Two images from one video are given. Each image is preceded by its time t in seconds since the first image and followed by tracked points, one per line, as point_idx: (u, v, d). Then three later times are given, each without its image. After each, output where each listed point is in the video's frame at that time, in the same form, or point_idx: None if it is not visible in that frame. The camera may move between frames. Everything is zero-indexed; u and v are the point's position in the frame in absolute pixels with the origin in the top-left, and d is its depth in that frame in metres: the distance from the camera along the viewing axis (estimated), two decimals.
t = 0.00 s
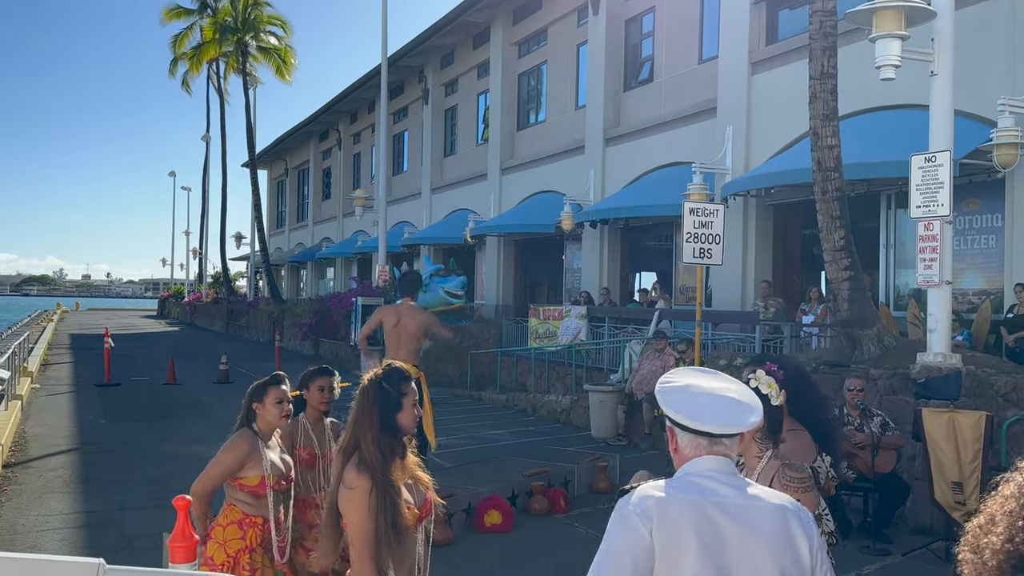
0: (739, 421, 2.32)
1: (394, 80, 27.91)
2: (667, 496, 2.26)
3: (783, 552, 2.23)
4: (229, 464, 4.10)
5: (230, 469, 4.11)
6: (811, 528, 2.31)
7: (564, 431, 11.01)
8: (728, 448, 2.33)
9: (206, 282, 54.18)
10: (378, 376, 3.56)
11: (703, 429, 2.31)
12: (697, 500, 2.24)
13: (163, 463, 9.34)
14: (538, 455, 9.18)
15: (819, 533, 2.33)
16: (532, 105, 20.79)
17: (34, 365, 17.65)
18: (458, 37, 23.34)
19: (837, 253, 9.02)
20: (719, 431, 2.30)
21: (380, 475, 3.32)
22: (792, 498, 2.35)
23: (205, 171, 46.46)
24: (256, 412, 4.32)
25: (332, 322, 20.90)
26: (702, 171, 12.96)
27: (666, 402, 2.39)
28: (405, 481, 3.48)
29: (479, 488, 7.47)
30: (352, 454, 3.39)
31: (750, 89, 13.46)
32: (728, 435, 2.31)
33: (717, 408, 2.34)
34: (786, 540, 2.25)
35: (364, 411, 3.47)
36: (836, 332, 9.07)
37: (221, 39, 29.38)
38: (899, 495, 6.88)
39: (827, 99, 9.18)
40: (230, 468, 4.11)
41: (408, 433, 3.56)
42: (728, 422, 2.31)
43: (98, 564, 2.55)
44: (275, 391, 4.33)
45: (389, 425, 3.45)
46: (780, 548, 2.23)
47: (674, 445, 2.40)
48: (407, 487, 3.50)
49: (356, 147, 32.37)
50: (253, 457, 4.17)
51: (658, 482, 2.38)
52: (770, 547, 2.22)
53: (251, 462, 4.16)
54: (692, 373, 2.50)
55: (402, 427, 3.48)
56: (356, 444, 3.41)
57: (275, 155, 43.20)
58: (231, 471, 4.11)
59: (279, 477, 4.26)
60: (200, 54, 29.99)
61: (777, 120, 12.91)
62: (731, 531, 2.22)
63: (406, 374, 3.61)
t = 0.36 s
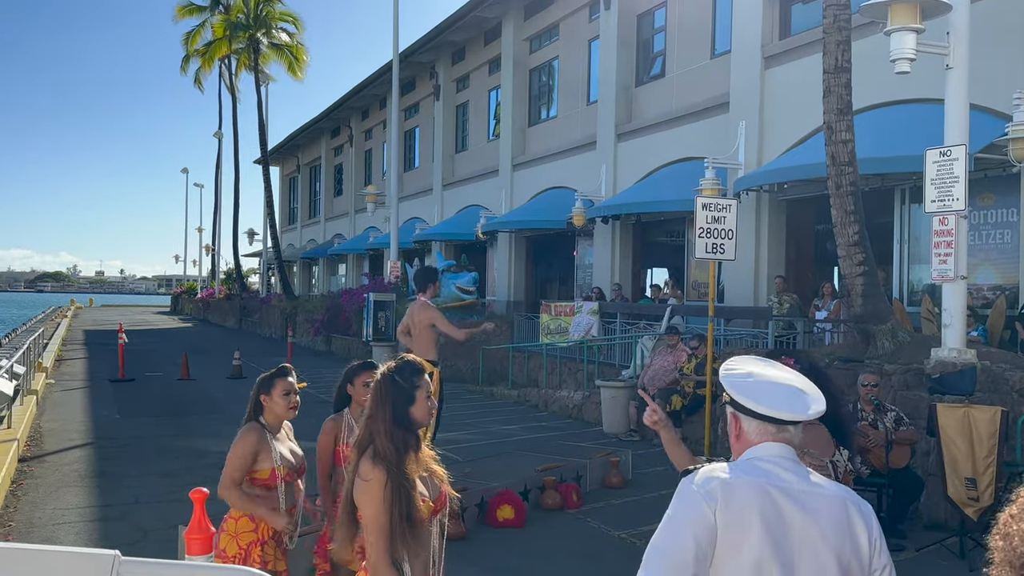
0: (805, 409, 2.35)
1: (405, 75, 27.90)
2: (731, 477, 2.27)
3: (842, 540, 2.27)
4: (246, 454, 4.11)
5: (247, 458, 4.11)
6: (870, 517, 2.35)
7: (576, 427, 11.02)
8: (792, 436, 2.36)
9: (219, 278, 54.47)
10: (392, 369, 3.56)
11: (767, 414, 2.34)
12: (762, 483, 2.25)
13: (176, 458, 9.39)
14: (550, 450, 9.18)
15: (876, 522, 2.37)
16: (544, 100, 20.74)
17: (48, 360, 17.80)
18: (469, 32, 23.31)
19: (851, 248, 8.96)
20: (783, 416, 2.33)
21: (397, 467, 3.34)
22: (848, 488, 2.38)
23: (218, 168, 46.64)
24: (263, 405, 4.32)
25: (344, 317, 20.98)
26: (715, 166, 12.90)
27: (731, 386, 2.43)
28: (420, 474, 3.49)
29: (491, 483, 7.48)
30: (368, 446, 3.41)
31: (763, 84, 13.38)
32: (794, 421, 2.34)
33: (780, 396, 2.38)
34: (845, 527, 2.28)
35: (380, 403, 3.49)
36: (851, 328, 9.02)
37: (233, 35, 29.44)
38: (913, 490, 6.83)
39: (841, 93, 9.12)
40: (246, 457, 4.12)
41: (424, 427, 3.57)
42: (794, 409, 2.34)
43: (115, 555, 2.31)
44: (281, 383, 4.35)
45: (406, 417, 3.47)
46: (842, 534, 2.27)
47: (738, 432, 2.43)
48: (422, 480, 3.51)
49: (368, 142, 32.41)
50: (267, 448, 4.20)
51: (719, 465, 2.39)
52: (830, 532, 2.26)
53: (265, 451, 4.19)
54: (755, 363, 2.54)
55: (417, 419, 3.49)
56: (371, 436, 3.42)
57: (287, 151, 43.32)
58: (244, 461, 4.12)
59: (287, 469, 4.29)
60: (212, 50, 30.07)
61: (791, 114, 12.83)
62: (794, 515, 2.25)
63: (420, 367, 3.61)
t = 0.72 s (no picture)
0: (810, 403, 2.32)
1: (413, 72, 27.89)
2: (746, 482, 2.21)
3: (855, 540, 2.24)
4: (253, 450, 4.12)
5: (256, 454, 4.12)
6: (883, 515, 2.32)
7: (584, 423, 11.01)
8: (800, 432, 2.32)
9: (227, 274, 54.66)
10: (401, 366, 3.56)
11: (771, 411, 2.32)
12: (775, 487, 2.20)
13: (185, 454, 9.41)
14: (558, 446, 9.18)
15: (889, 520, 2.34)
16: (551, 96, 20.71)
17: (58, 357, 17.86)
18: (477, 28, 23.28)
19: (861, 244, 8.91)
20: (787, 413, 2.30)
21: (405, 465, 3.32)
22: (860, 486, 2.34)
23: (226, 164, 46.76)
24: (267, 400, 4.31)
25: (352, 313, 21.02)
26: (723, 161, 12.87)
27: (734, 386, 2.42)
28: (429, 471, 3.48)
29: (499, 479, 7.47)
30: (377, 444, 3.40)
31: (772, 79, 13.32)
32: (799, 417, 2.30)
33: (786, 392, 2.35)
34: (858, 527, 2.25)
35: (388, 399, 3.49)
36: (861, 324, 8.99)
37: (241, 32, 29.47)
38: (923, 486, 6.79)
39: (851, 88, 9.08)
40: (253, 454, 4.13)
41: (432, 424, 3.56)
42: (798, 403, 2.31)
43: (122, 554, 2.28)
44: (286, 378, 4.35)
45: (414, 414, 3.47)
46: (856, 534, 2.24)
47: (747, 430, 2.41)
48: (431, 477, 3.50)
49: (375, 139, 32.42)
50: (272, 444, 4.22)
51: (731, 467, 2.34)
52: (844, 533, 2.22)
53: (271, 447, 4.21)
54: (764, 359, 2.51)
55: (427, 415, 3.49)
56: (381, 432, 3.41)
57: (296, 147, 43.37)
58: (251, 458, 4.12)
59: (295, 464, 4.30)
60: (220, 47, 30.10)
61: (800, 109, 12.78)
62: (809, 519, 2.21)
63: (429, 364, 3.62)
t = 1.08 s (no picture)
0: (782, 399, 2.30)
1: (415, 69, 27.89)
2: (723, 484, 2.22)
3: (838, 539, 2.21)
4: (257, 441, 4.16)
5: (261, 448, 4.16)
6: (870, 513, 2.27)
7: (587, 419, 11.03)
8: (778, 430, 2.31)
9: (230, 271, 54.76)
10: (406, 362, 3.55)
11: (744, 411, 2.32)
12: (752, 487, 2.21)
13: (188, 451, 9.43)
14: (560, 443, 9.20)
15: (878, 518, 2.29)
16: (553, 93, 20.71)
17: (61, 353, 17.89)
18: (478, 25, 23.28)
19: (863, 240, 8.92)
20: (759, 412, 2.30)
21: (410, 462, 3.33)
22: (847, 483, 2.31)
23: (229, 162, 46.77)
24: (268, 397, 4.31)
25: (354, 310, 21.03)
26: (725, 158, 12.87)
27: (712, 385, 2.42)
28: (431, 468, 3.49)
29: (501, 476, 7.47)
30: (379, 441, 3.40)
31: (774, 75, 13.32)
32: (773, 414, 2.29)
33: (759, 389, 2.34)
34: (841, 526, 2.22)
35: (391, 395, 3.49)
36: (863, 321, 9.00)
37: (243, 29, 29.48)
38: (925, 483, 6.79)
39: (853, 84, 9.08)
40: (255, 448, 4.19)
41: (435, 420, 3.56)
42: (770, 400, 2.30)
43: (122, 550, 2.30)
44: (286, 375, 4.33)
45: (419, 411, 3.47)
46: (838, 534, 2.21)
47: (731, 432, 2.41)
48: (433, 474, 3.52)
49: (377, 136, 32.44)
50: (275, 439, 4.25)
51: (715, 468, 2.36)
52: (824, 532, 2.20)
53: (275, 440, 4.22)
54: (748, 356, 2.49)
55: (430, 411, 3.49)
56: (383, 427, 3.41)
57: (298, 144, 43.38)
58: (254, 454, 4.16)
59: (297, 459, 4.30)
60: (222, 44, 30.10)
61: (802, 106, 12.78)
62: (787, 520, 2.20)
63: (432, 361, 3.62)
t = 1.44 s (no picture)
0: (762, 397, 2.30)
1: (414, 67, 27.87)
2: (705, 482, 2.23)
3: (820, 538, 2.19)
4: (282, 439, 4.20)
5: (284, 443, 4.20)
6: (855, 512, 2.25)
7: (585, 418, 11.04)
8: (761, 429, 2.31)
9: (229, 269, 54.75)
10: (411, 362, 3.57)
11: (726, 411, 2.33)
12: (733, 485, 2.21)
13: (186, 449, 9.42)
14: (558, 441, 9.20)
15: (863, 517, 2.27)
16: (552, 92, 20.71)
17: (59, 351, 17.86)
18: (477, 24, 23.26)
19: (861, 239, 8.93)
20: (742, 411, 2.30)
21: (412, 461, 3.34)
22: (834, 482, 2.29)
23: (227, 160, 46.74)
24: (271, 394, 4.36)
25: (352, 309, 21.02)
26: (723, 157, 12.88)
27: (700, 385, 2.43)
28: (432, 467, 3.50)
29: (499, 475, 7.48)
30: (380, 439, 3.40)
31: (773, 74, 13.34)
32: (756, 412, 2.29)
33: (743, 388, 2.34)
34: (824, 525, 2.21)
35: (393, 395, 3.48)
36: (861, 320, 9.02)
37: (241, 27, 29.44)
38: (924, 481, 6.78)
39: (851, 83, 9.09)
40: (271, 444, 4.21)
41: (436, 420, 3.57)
42: (751, 400, 2.30)
43: (117, 549, 2.29)
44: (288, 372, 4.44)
45: (424, 411, 3.48)
46: (821, 533, 2.20)
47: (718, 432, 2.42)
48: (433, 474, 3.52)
49: (376, 134, 32.42)
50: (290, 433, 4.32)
51: (701, 465, 2.36)
52: (807, 530, 2.19)
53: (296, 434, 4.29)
54: (739, 357, 2.49)
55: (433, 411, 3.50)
56: (385, 426, 3.41)
57: (296, 143, 43.35)
58: (267, 451, 4.19)
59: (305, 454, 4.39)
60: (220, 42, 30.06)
61: (800, 105, 12.79)
62: (767, 518, 2.20)
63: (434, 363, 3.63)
